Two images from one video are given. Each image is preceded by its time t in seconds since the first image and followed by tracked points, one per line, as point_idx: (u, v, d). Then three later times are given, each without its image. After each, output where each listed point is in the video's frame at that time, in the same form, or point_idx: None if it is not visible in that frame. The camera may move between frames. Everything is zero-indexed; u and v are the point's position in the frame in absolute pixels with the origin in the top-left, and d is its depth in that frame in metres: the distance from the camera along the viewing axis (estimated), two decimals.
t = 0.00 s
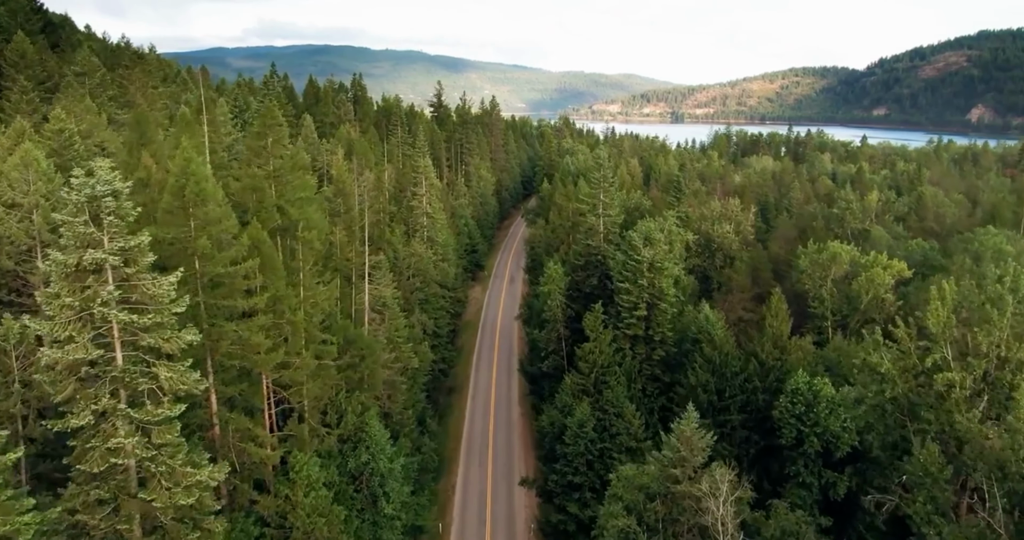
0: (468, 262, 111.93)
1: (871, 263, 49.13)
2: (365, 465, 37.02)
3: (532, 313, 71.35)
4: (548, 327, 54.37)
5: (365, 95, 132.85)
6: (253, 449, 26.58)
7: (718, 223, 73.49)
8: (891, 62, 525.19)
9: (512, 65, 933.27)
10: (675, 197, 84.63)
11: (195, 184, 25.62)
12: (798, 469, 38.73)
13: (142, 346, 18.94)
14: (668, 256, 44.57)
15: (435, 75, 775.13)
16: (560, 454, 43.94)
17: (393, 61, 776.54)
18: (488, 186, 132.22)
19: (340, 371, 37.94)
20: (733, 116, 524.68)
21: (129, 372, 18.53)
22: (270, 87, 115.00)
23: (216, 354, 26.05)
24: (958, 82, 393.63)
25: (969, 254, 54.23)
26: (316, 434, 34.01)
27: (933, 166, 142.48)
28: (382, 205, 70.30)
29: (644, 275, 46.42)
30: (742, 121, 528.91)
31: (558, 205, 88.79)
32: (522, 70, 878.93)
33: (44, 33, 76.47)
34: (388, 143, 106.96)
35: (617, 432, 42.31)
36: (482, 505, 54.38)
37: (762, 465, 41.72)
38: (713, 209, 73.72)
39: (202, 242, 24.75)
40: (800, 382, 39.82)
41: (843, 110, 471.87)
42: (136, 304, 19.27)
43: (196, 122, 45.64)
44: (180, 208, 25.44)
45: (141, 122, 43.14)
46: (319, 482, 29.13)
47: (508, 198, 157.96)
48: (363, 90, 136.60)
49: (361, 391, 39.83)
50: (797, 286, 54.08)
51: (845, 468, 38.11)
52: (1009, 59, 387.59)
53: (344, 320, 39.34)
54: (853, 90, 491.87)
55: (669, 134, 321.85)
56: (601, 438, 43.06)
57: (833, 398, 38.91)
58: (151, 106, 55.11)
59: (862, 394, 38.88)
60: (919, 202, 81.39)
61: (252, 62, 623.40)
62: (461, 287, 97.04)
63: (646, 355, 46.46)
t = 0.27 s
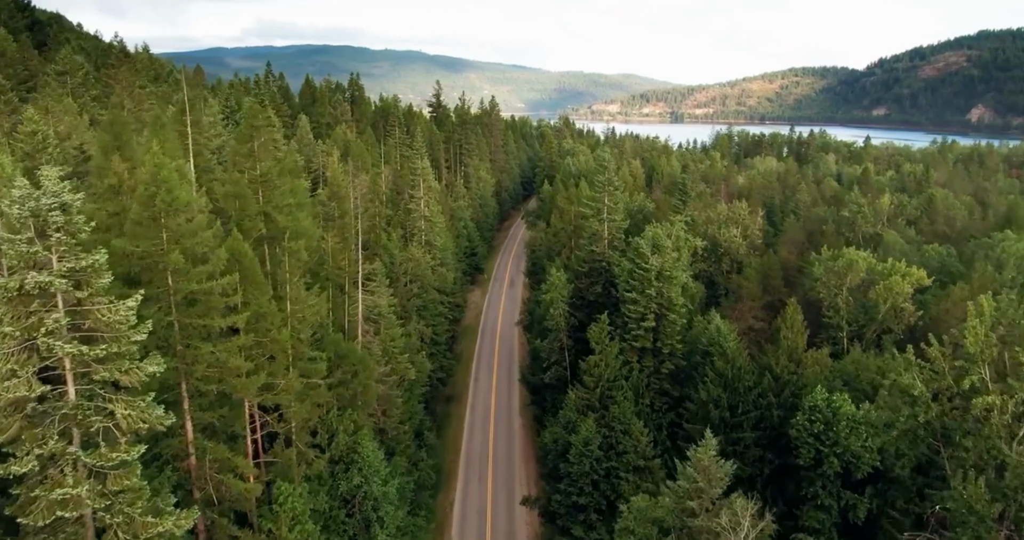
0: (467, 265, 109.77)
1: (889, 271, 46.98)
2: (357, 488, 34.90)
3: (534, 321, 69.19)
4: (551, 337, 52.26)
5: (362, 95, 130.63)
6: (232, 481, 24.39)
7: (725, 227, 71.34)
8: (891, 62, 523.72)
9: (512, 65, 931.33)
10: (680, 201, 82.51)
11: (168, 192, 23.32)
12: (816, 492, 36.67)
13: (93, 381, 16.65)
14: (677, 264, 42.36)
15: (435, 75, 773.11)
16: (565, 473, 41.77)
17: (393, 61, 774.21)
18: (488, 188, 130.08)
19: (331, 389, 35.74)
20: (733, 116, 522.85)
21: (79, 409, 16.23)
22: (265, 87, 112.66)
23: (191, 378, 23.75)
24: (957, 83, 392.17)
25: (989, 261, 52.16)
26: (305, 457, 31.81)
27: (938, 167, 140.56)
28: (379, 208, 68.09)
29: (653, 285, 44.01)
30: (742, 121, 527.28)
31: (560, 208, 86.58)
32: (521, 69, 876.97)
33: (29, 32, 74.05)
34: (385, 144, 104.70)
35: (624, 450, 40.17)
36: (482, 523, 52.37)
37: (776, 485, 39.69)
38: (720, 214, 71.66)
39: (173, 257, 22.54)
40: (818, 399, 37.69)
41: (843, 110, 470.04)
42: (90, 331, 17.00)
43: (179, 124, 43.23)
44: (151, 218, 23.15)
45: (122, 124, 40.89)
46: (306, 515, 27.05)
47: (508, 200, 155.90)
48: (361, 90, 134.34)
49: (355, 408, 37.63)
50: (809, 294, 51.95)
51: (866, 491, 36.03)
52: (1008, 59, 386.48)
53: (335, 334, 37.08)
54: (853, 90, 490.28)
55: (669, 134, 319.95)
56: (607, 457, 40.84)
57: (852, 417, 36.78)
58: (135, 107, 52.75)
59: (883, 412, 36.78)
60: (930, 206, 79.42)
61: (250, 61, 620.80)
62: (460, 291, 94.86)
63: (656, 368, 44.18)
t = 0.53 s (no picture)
0: (466, 269, 107.30)
1: (911, 281, 44.43)
2: (347, 518, 32.36)
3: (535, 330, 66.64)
4: (553, 350, 49.64)
5: (359, 95, 128.02)
6: (201, 528, 21.78)
7: (733, 232, 68.86)
8: (891, 61, 521.80)
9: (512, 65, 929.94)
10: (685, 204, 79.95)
11: (128, 205, 20.70)
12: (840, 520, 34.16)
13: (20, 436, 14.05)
14: (690, 275, 39.81)
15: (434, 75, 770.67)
16: (569, 498, 39.25)
17: (392, 61, 771.51)
18: (487, 190, 127.53)
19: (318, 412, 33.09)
20: (732, 116, 520.60)
21: (3, 467, 13.72)
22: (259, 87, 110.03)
23: (156, 412, 21.14)
24: (958, 83, 390.23)
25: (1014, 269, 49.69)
26: (288, 489, 29.21)
27: (944, 168, 138.30)
28: (374, 213, 65.47)
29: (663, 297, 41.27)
30: (741, 121, 525.36)
31: (562, 211, 84.07)
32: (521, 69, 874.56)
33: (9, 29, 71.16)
34: (381, 146, 102.06)
35: (633, 474, 37.61)
36: None
37: (795, 511, 37.19)
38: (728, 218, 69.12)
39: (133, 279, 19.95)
40: (842, 420, 35.15)
41: (843, 110, 468.00)
42: (17, 376, 14.37)
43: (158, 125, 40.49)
44: (110, 234, 20.57)
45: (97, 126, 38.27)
46: None
47: (507, 201, 153.48)
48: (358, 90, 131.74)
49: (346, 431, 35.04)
50: (826, 304, 49.45)
51: (894, 521, 33.54)
52: (1009, 59, 384.48)
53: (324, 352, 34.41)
54: (853, 90, 488.28)
55: (670, 134, 317.86)
56: (615, 481, 38.26)
57: (879, 440, 34.29)
58: (116, 108, 50.04)
59: (913, 435, 34.27)
60: (942, 209, 76.99)
61: (248, 61, 618.06)
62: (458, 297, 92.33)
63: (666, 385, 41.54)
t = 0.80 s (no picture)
0: (465, 273, 105.14)
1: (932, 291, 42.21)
2: None
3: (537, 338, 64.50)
4: (556, 362, 47.38)
5: (356, 95, 125.68)
6: None
7: (740, 236, 66.81)
8: (891, 61, 520.08)
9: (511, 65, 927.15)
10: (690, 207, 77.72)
11: (85, 218, 18.32)
12: None
13: None
14: (703, 285, 37.57)
15: (433, 75, 768.45)
16: (574, 522, 37.06)
17: (392, 61, 769.10)
18: (486, 191, 125.29)
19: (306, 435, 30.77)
20: (732, 116, 518.78)
21: None
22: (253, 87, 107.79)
23: (118, 450, 18.92)
24: (958, 83, 388.52)
25: None
26: (272, 521, 26.97)
27: (949, 169, 136.29)
28: (370, 218, 63.21)
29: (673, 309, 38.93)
30: (741, 121, 523.64)
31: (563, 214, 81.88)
32: (520, 69, 872.31)
33: None
34: (378, 147, 99.76)
35: (642, 497, 35.38)
36: None
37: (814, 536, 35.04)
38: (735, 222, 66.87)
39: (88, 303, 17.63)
40: (865, 441, 32.91)
41: (843, 110, 466.23)
42: None
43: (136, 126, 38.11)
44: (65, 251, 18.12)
45: (71, 128, 35.96)
46: None
47: (507, 203, 151.26)
48: (355, 90, 129.50)
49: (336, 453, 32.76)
50: (841, 312, 47.26)
51: None
52: (1009, 59, 382.75)
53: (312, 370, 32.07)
54: (853, 90, 486.52)
55: (669, 134, 315.74)
56: (623, 504, 36.05)
57: (906, 464, 32.05)
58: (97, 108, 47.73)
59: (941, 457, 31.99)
60: (954, 212, 74.85)
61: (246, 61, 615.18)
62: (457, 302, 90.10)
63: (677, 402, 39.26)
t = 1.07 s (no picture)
0: (464, 276, 102.95)
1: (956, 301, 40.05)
2: None
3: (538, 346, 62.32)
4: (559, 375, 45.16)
5: (353, 95, 123.52)
6: None
7: (748, 241, 64.62)
8: (890, 61, 518.40)
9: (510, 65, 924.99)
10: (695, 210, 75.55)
11: (28, 234, 16.39)
12: None
13: None
14: (715, 296, 35.46)
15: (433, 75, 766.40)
16: None
17: (391, 61, 766.80)
18: (486, 193, 123.12)
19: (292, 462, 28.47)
20: (732, 116, 516.84)
21: None
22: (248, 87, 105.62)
23: (71, 497, 16.62)
24: (957, 83, 386.87)
25: None
26: None
27: (954, 170, 134.20)
28: (365, 222, 61.06)
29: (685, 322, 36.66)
30: (740, 121, 521.78)
31: (565, 217, 79.69)
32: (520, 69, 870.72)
33: None
34: (375, 148, 97.55)
35: (653, 522, 33.20)
36: None
37: None
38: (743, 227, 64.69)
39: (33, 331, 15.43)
40: (892, 465, 30.70)
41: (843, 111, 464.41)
42: None
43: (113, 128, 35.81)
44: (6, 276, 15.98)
45: (44, 131, 33.80)
46: None
47: (507, 204, 149.03)
48: (352, 90, 127.35)
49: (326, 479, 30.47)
50: (859, 323, 45.07)
51: None
52: (1009, 59, 381.15)
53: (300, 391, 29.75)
54: (853, 90, 484.72)
55: (669, 134, 314.01)
56: (632, 530, 33.84)
57: (937, 490, 29.80)
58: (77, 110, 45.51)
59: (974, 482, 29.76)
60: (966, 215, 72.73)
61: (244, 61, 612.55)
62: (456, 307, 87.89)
63: (689, 420, 37.00)
